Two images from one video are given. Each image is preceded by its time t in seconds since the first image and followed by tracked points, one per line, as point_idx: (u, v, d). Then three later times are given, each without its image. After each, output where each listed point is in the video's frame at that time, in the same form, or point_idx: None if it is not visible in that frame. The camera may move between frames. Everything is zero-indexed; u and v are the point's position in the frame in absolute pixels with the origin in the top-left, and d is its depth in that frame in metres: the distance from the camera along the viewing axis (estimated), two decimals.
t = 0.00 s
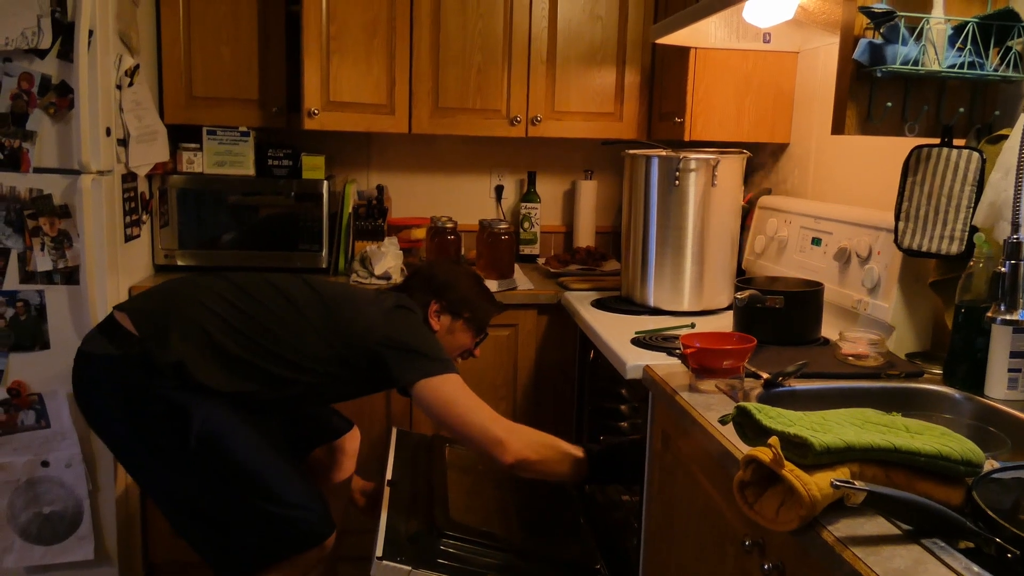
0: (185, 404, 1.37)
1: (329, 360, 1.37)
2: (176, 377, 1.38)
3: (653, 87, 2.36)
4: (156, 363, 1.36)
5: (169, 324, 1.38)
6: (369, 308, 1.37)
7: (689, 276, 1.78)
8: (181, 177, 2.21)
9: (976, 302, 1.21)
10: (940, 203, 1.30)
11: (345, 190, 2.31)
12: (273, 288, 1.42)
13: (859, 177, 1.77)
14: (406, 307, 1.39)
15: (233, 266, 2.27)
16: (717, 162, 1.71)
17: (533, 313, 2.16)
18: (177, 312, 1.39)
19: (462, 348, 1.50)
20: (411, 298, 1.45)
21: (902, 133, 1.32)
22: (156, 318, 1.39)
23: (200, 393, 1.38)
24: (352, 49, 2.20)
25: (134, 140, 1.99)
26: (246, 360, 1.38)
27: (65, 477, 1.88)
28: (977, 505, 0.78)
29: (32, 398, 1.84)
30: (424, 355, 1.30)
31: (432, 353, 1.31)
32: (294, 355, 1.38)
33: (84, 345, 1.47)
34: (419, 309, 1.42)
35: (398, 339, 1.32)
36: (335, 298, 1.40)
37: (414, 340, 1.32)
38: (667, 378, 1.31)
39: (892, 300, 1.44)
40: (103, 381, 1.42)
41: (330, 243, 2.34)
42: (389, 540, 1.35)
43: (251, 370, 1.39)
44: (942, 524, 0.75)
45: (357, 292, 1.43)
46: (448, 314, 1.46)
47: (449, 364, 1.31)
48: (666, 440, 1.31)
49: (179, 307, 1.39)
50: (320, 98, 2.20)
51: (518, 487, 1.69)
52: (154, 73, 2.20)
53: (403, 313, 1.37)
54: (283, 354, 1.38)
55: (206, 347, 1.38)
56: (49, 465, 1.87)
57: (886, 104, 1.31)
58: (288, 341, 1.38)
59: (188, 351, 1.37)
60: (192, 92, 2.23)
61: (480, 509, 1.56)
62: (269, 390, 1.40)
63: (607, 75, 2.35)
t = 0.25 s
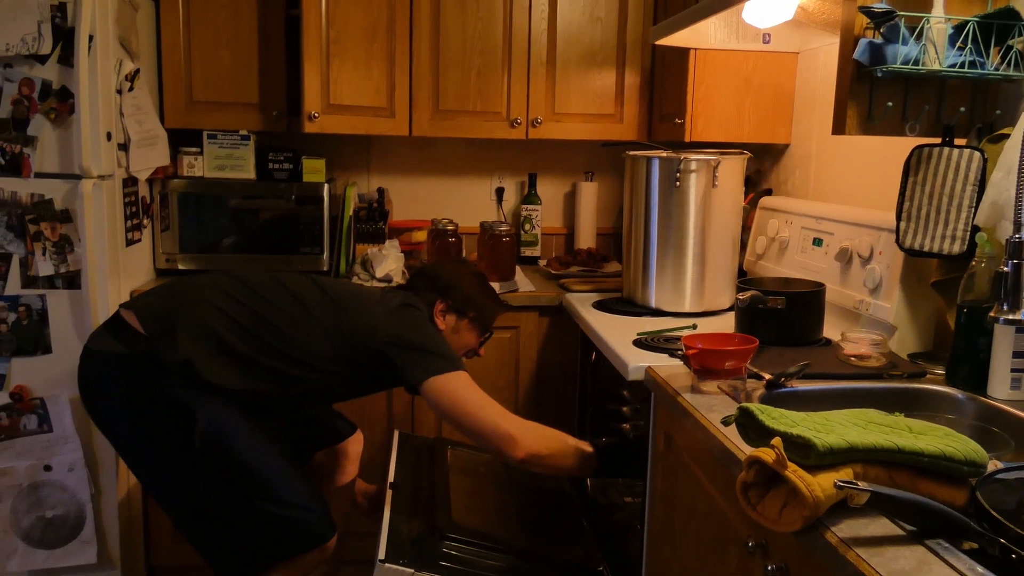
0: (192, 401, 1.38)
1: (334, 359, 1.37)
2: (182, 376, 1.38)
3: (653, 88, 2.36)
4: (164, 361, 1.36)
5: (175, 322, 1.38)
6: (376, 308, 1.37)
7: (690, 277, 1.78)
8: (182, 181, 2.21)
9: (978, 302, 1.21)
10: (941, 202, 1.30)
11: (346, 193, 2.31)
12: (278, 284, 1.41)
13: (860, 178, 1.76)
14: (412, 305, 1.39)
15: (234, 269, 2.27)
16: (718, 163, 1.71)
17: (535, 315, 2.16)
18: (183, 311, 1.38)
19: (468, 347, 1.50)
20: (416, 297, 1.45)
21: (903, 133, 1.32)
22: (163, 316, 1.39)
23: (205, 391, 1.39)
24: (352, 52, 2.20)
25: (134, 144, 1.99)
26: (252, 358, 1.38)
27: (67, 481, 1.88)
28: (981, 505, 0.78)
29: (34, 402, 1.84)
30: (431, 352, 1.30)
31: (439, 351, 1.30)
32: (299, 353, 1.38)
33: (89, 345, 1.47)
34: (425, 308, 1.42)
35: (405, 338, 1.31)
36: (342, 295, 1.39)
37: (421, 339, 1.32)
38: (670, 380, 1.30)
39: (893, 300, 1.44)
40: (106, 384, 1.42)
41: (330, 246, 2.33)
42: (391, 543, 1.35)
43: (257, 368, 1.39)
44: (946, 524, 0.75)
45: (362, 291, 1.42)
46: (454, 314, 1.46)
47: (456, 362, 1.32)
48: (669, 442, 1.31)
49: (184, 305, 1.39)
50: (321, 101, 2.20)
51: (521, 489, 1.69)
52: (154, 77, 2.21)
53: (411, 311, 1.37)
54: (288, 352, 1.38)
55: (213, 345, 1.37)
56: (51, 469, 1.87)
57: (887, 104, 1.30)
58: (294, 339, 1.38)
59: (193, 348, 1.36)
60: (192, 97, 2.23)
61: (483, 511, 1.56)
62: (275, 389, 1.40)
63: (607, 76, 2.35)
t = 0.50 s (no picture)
0: (197, 403, 1.38)
1: (340, 360, 1.37)
2: (188, 376, 1.38)
3: (655, 89, 2.36)
4: (169, 362, 1.36)
5: (180, 324, 1.38)
6: (379, 308, 1.37)
7: (692, 278, 1.78)
8: (185, 182, 2.21)
9: (981, 302, 1.21)
10: (944, 203, 1.30)
11: (348, 194, 2.32)
12: (283, 285, 1.42)
13: (862, 178, 1.76)
14: (416, 306, 1.39)
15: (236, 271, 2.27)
16: (720, 163, 1.71)
17: (537, 317, 2.16)
18: (187, 312, 1.38)
19: (472, 347, 1.50)
20: (420, 296, 1.45)
21: (905, 134, 1.31)
22: (167, 317, 1.38)
23: (211, 392, 1.39)
24: (354, 53, 2.20)
25: (137, 146, 1.99)
26: (258, 359, 1.38)
27: (70, 482, 1.89)
28: (984, 506, 0.78)
29: (37, 403, 1.84)
30: (436, 351, 1.30)
31: (444, 350, 1.31)
32: (304, 354, 1.38)
33: (93, 346, 1.47)
34: (428, 308, 1.42)
35: (412, 337, 1.32)
36: (347, 295, 1.39)
37: (424, 340, 1.32)
38: (672, 381, 1.30)
39: (896, 301, 1.44)
40: (109, 386, 1.43)
41: (334, 246, 2.36)
42: (393, 544, 1.35)
43: (262, 369, 1.39)
44: (949, 525, 0.75)
45: (366, 291, 1.42)
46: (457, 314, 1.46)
47: (461, 360, 1.32)
48: (671, 443, 1.31)
49: (189, 306, 1.39)
50: (323, 102, 2.20)
51: (523, 490, 1.69)
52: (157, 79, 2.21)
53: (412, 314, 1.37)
54: (293, 353, 1.38)
55: (219, 346, 1.38)
56: (54, 471, 1.88)
57: (889, 104, 1.30)
58: (298, 340, 1.38)
59: (199, 350, 1.36)
60: (195, 99, 2.24)
61: (485, 512, 1.56)
62: (280, 389, 1.40)
63: (610, 77, 2.35)
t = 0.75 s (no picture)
0: (201, 405, 1.37)
1: (344, 361, 1.37)
2: (192, 379, 1.38)
3: (658, 91, 2.36)
4: (173, 365, 1.35)
5: (183, 325, 1.37)
6: (382, 308, 1.37)
7: (695, 279, 1.77)
8: (188, 184, 2.21)
9: (983, 304, 1.21)
10: (946, 205, 1.30)
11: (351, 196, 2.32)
12: (286, 286, 1.42)
13: (865, 180, 1.76)
14: (418, 305, 1.39)
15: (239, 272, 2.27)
16: (722, 165, 1.71)
17: (539, 318, 2.16)
18: (190, 313, 1.38)
19: (474, 346, 1.50)
20: (422, 296, 1.45)
21: (907, 135, 1.31)
22: (171, 319, 1.38)
23: (214, 394, 1.39)
24: (356, 54, 2.20)
25: (140, 147, 1.99)
26: (261, 360, 1.39)
27: (72, 484, 1.89)
28: (986, 508, 0.78)
29: (40, 404, 1.84)
30: (440, 350, 1.30)
31: (447, 349, 1.31)
32: (308, 355, 1.38)
33: (96, 347, 1.46)
34: (430, 308, 1.42)
35: (414, 336, 1.32)
36: (350, 296, 1.39)
37: (428, 338, 1.32)
38: (675, 382, 1.30)
39: (898, 303, 1.44)
40: (113, 387, 1.43)
41: (336, 248, 2.36)
42: (395, 546, 1.35)
43: (266, 369, 1.39)
44: (951, 528, 0.75)
45: (369, 292, 1.42)
46: (459, 313, 1.46)
47: (465, 360, 1.32)
48: (674, 445, 1.31)
49: (193, 308, 1.39)
50: (325, 104, 2.20)
51: (525, 491, 1.69)
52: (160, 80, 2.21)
53: (416, 311, 1.38)
54: (297, 353, 1.38)
55: (222, 347, 1.38)
56: (57, 472, 1.88)
57: (892, 106, 1.30)
58: (302, 341, 1.38)
59: (203, 353, 1.36)
60: (197, 100, 2.24)
61: (487, 514, 1.56)
62: (285, 389, 1.40)
63: (612, 79, 2.35)
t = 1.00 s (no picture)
0: (201, 408, 1.38)
1: (345, 362, 1.38)
2: (192, 381, 1.38)
3: (658, 93, 2.36)
4: (174, 367, 1.36)
5: (184, 327, 1.38)
6: (382, 309, 1.37)
7: (695, 281, 1.78)
8: (189, 186, 2.22)
9: (985, 306, 1.21)
10: (947, 207, 1.30)
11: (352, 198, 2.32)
12: (287, 288, 1.42)
13: (866, 182, 1.76)
14: (418, 305, 1.40)
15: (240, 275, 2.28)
16: (723, 167, 1.71)
17: (540, 320, 2.16)
18: (192, 316, 1.39)
19: (474, 347, 1.51)
20: (421, 297, 1.45)
21: (908, 137, 1.31)
22: (172, 321, 1.39)
23: (215, 397, 1.39)
24: (357, 56, 2.20)
25: (141, 150, 2.00)
26: (263, 361, 1.39)
27: (74, 486, 1.89)
28: (987, 510, 0.78)
29: (42, 407, 1.85)
30: (441, 350, 1.30)
31: (448, 349, 1.31)
32: (309, 356, 1.39)
33: (97, 349, 1.46)
34: (431, 308, 1.42)
35: (415, 337, 1.32)
36: (349, 297, 1.40)
37: (429, 338, 1.32)
38: (676, 384, 1.30)
39: (899, 305, 1.44)
40: (114, 390, 1.43)
41: (337, 250, 2.36)
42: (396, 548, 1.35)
43: (268, 371, 1.40)
44: (952, 529, 0.75)
45: (370, 292, 1.43)
46: (459, 314, 1.46)
47: (466, 360, 1.32)
48: (675, 447, 1.31)
49: (193, 309, 1.39)
50: (326, 106, 2.21)
51: (526, 493, 1.69)
52: (161, 83, 2.22)
53: (416, 311, 1.38)
54: (299, 355, 1.39)
55: (223, 349, 1.39)
56: (58, 474, 1.88)
57: (892, 108, 1.30)
58: (303, 342, 1.38)
59: (204, 355, 1.37)
60: (198, 103, 2.24)
61: (488, 516, 1.56)
62: (287, 390, 1.41)
63: (613, 81, 2.36)
